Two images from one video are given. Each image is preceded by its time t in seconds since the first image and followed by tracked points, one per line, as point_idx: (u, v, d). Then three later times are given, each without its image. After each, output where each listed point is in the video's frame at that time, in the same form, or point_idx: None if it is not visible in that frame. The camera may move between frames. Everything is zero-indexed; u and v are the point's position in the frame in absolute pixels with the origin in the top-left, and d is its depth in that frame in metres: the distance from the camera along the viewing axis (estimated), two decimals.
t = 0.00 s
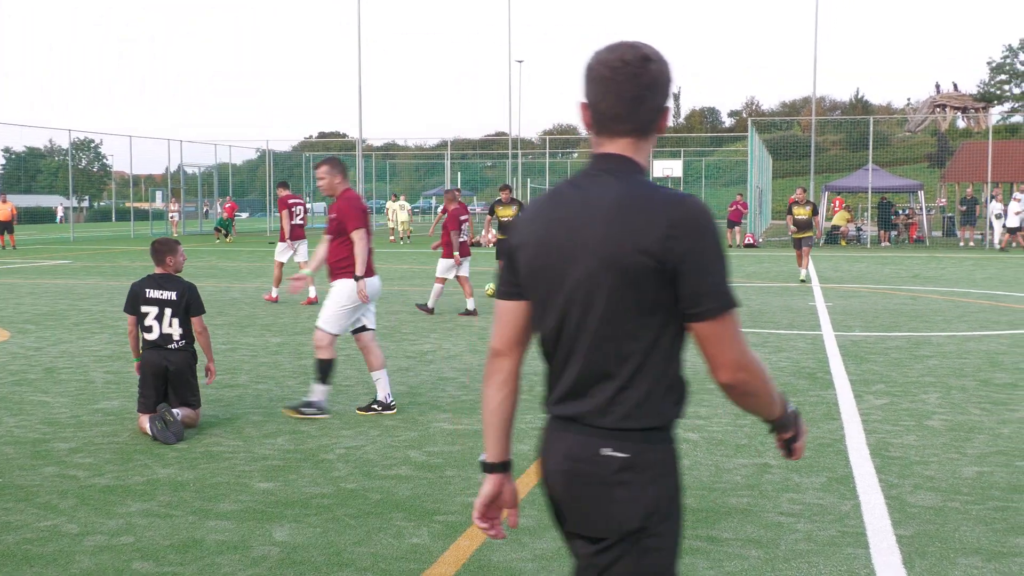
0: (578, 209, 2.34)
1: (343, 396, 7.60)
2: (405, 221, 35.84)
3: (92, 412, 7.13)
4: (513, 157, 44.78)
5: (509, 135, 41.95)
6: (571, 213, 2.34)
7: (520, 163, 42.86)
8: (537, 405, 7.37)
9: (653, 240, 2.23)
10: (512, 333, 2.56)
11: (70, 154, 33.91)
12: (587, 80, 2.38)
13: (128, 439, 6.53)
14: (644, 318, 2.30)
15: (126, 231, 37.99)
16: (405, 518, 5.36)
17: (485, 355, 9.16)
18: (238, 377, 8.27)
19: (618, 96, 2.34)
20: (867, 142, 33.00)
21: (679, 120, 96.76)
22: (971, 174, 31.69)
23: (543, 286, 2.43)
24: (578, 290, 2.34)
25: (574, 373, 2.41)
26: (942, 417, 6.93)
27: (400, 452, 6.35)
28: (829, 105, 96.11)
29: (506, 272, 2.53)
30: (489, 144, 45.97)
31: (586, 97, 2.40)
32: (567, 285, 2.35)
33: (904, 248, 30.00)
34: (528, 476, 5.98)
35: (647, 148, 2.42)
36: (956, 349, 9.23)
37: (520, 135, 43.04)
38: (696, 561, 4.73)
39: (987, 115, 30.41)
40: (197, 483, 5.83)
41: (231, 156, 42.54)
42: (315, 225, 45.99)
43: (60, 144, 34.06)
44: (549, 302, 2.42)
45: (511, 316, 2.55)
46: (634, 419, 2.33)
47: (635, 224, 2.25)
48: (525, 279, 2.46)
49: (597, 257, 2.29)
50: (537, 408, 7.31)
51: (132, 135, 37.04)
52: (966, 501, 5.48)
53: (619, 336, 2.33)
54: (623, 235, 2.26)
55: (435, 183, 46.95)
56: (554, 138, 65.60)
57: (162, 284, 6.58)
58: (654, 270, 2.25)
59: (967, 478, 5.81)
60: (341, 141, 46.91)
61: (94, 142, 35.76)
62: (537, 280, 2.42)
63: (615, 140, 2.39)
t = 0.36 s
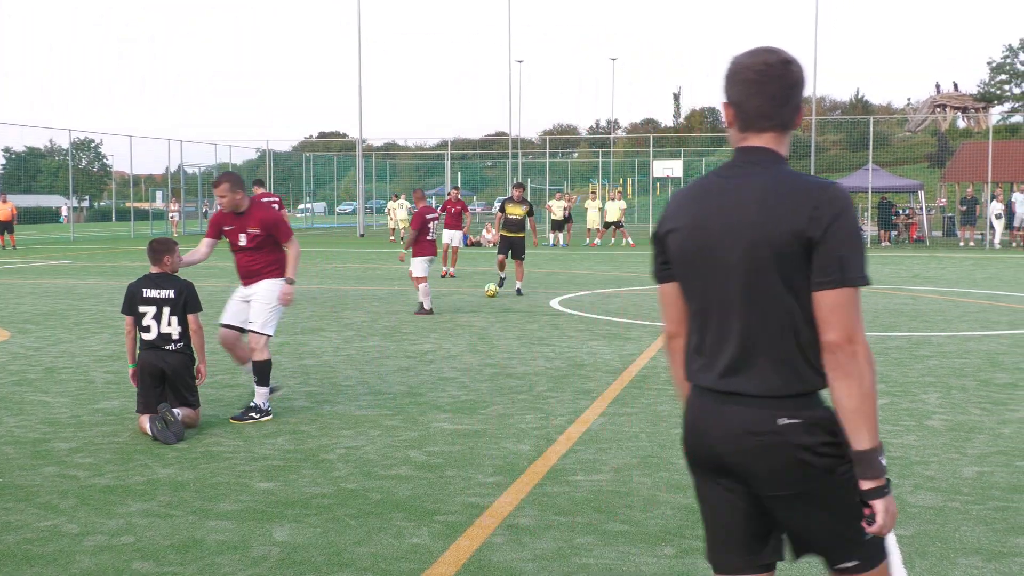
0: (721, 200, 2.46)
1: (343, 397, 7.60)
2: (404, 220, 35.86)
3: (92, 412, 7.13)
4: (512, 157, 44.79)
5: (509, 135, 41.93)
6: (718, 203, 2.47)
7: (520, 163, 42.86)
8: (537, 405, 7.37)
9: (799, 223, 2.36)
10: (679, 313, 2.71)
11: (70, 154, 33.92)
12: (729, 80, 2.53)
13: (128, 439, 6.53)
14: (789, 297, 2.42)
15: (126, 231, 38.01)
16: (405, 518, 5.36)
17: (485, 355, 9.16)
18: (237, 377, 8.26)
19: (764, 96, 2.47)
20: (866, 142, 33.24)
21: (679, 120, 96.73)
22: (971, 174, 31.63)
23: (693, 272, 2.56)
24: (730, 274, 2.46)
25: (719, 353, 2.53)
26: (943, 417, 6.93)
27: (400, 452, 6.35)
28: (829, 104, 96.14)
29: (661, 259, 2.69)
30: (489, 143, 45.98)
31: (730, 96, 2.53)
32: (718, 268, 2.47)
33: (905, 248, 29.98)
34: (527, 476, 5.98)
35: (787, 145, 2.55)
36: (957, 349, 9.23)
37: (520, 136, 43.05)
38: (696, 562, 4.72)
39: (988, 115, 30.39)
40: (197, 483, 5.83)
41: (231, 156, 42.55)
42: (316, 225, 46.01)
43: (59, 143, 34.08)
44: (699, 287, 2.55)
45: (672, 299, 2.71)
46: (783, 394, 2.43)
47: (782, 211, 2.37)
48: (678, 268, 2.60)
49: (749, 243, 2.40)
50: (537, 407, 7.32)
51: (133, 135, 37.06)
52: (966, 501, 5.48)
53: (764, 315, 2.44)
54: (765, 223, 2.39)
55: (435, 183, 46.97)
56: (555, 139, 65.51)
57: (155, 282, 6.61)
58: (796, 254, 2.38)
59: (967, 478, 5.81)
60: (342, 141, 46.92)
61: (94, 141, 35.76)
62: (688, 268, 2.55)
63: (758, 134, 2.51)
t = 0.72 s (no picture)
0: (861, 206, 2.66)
1: (343, 397, 7.59)
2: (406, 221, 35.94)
3: (92, 412, 7.13)
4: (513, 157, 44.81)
5: (509, 135, 41.91)
6: (857, 210, 2.67)
7: (520, 163, 42.84)
8: (537, 404, 7.37)
9: (936, 230, 2.55)
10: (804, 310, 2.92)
11: (70, 154, 33.92)
12: (860, 97, 2.71)
13: (128, 439, 6.53)
14: (921, 298, 2.62)
15: (126, 231, 38.02)
16: (405, 517, 5.36)
17: (485, 355, 9.15)
18: (238, 377, 8.26)
19: (898, 116, 2.66)
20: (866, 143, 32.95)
21: (679, 119, 96.76)
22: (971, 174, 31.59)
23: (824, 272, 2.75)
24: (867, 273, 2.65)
25: (846, 348, 2.72)
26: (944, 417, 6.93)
27: (400, 452, 6.35)
28: (829, 104, 96.31)
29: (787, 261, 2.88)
30: (489, 143, 46.02)
31: (861, 114, 2.72)
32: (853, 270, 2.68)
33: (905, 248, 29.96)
34: (527, 475, 5.98)
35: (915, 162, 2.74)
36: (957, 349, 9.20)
37: (520, 135, 43.04)
38: (696, 563, 4.72)
39: (987, 116, 30.39)
40: (197, 483, 5.83)
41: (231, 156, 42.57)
42: (316, 225, 46.05)
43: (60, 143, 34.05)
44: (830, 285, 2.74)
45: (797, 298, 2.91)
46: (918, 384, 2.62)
47: (921, 221, 2.58)
48: (809, 268, 2.79)
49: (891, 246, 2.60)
50: (538, 407, 7.31)
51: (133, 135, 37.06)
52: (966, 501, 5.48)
53: (897, 314, 2.63)
54: (900, 230, 2.59)
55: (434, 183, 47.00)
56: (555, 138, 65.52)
57: (147, 281, 6.58)
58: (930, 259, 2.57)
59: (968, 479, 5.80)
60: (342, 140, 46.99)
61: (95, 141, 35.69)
62: (820, 269, 2.75)
63: (891, 149, 2.70)
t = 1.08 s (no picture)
0: (959, 198, 2.89)
1: (343, 397, 7.59)
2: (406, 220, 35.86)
3: (92, 412, 7.13)
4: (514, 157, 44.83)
5: (509, 135, 41.88)
6: (958, 203, 2.88)
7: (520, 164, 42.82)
8: (537, 405, 7.37)
9: None
10: (873, 298, 3.03)
11: (71, 154, 33.86)
12: (947, 102, 2.93)
13: (128, 439, 6.53)
14: (1009, 285, 2.85)
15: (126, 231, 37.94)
16: (405, 517, 5.37)
17: (485, 355, 9.15)
18: (237, 377, 8.26)
19: (983, 122, 2.89)
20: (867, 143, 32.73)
21: (679, 119, 96.77)
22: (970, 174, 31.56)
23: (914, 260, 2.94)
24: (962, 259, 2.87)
25: (943, 327, 2.90)
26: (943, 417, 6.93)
27: (400, 452, 6.35)
28: (829, 104, 96.43)
29: (868, 246, 3.03)
30: (489, 143, 46.02)
31: (946, 117, 2.94)
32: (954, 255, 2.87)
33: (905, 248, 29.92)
34: (527, 475, 5.98)
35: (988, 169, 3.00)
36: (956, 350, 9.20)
37: (521, 135, 43.00)
38: (695, 563, 4.72)
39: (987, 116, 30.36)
40: (197, 483, 5.83)
41: (231, 156, 42.52)
42: (316, 225, 46.05)
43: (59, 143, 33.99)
44: (920, 272, 2.93)
45: (870, 285, 3.03)
46: (1001, 365, 2.82)
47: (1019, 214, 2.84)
48: (896, 255, 2.96)
49: (985, 237, 2.84)
50: (538, 407, 7.32)
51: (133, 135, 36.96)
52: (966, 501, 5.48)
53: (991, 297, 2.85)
54: (1002, 220, 2.84)
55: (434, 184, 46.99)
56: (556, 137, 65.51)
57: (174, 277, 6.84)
58: None
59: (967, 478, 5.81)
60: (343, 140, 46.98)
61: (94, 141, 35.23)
62: (917, 258, 2.92)
63: (974, 153, 2.93)
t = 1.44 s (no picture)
0: (1010, 194, 3.11)
1: (343, 397, 7.59)
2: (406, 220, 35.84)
3: (92, 412, 7.13)
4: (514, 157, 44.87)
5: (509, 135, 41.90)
6: (1010, 198, 3.10)
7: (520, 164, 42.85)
8: (537, 405, 7.37)
9: None
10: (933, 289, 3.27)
11: (71, 154, 33.86)
12: (995, 108, 3.16)
13: (128, 439, 6.53)
14: None
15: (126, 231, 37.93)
16: (405, 518, 5.37)
17: (485, 355, 9.15)
18: (237, 377, 8.25)
19: None
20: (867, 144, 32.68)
21: (679, 119, 96.76)
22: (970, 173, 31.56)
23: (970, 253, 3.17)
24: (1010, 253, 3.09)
25: (1001, 314, 3.11)
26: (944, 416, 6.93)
27: (400, 452, 6.35)
28: (829, 105, 96.56)
29: (924, 240, 3.25)
30: (489, 143, 46.04)
31: (996, 121, 3.17)
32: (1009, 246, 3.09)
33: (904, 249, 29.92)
34: (527, 475, 5.98)
35: None
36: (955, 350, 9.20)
37: (521, 135, 42.99)
38: (696, 563, 4.72)
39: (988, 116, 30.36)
40: (197, 483, 5.83)
41: (231, 156, 42.54)
42: (316, 225, 46.11)
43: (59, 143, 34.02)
44: (978, 263, 3.15)
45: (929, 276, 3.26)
46: None
47: None
48: (953, 247, 3.18)
49: None
50: (538, 407, 7.32)
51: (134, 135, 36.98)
52: (967, 501, 5.47)
53: None
54: None
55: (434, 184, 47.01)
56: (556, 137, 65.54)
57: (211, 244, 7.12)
58: None
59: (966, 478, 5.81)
60: (343, 141, 47.00)
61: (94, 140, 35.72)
62: (974, 251, 3.14)
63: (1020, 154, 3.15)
